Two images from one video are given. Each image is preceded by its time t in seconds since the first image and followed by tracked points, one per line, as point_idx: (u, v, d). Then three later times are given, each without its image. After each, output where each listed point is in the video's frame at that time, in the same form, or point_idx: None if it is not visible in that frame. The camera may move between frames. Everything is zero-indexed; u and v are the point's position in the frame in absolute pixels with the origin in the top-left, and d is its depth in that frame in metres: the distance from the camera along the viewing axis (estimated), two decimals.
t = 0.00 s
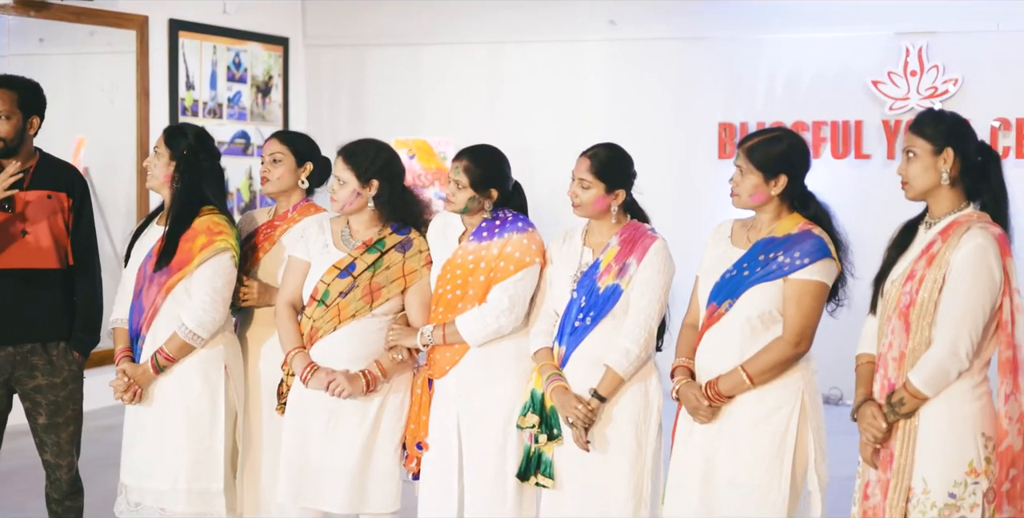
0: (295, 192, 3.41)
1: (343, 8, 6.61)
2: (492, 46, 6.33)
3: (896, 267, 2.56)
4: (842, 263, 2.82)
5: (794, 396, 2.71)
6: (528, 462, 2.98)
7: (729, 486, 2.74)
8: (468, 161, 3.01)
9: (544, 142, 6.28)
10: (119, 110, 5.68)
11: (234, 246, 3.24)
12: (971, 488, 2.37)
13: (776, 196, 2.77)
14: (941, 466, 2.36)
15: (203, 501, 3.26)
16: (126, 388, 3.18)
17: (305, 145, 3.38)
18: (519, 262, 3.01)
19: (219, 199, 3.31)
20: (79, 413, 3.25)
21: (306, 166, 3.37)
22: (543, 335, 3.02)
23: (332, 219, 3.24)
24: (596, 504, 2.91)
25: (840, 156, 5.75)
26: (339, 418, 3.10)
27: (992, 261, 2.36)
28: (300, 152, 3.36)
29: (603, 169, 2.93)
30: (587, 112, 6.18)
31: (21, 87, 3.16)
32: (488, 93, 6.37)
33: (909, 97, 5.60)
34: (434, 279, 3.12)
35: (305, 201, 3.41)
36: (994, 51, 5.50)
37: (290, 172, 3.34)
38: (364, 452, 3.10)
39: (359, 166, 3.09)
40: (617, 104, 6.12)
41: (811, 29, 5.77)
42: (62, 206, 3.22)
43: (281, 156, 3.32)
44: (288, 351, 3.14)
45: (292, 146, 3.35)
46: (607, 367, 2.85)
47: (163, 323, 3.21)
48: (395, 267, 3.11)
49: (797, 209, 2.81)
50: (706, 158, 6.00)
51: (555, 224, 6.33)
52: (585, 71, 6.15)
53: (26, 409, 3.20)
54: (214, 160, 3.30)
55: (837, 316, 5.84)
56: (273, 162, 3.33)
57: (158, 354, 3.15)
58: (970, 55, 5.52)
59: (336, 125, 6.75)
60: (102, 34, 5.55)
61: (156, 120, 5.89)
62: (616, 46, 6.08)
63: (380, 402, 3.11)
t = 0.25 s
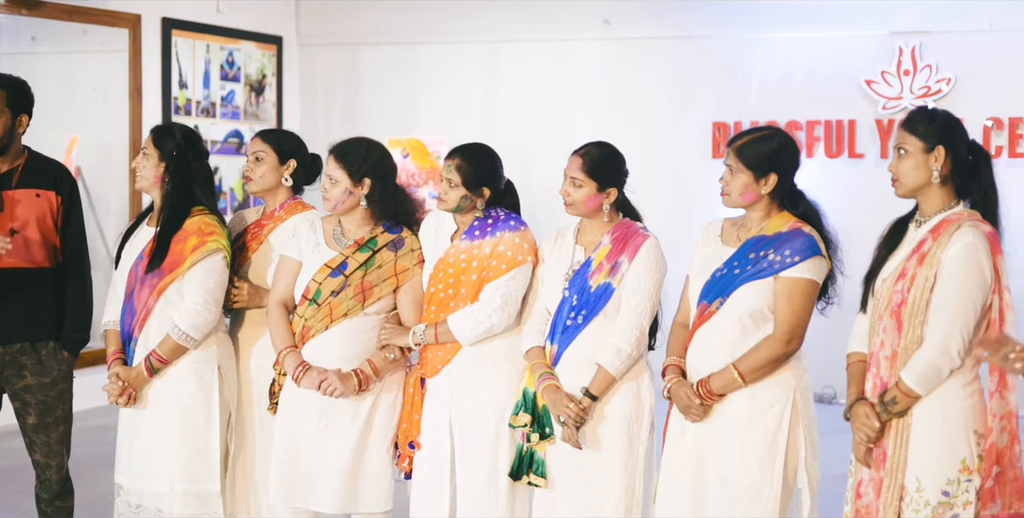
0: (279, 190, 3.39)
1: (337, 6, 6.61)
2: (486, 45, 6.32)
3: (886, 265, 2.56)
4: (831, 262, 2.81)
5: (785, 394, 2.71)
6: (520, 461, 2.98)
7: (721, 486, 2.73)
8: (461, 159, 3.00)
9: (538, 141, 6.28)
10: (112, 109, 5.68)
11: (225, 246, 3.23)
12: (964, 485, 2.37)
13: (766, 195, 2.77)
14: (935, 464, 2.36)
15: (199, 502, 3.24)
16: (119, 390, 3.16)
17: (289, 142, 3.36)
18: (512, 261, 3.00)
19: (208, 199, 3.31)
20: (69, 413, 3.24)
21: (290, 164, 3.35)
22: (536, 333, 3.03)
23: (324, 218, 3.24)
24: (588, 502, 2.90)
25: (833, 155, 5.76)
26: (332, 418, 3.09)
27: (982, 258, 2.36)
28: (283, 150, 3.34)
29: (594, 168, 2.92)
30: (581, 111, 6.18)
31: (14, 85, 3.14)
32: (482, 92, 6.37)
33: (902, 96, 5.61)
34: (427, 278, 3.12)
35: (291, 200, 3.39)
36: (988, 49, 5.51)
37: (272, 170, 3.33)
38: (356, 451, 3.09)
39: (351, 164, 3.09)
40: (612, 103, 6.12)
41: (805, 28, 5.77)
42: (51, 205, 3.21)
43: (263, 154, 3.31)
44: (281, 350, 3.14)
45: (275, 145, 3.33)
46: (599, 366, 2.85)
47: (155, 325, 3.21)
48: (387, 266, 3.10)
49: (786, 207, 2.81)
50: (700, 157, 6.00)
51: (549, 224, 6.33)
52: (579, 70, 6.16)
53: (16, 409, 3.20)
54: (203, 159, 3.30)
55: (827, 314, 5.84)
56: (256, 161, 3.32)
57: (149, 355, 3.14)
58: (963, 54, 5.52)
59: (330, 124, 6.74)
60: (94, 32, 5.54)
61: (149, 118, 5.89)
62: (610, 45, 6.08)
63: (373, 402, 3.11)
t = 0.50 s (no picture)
0: (261, 189, 3.37)
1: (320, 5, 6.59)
2: (470, 45, 6.32)
3: (867, 265, 2.56)
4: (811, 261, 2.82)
5: (768, 393, 2.71)
6: (503, 462, 2.97)
7: (704, 485, 2.73)
8: (443, 159, 2.99)
9: (521, 142, 6.27)
10: (93, 108, 5.65)
11: (207, 245, 3.20)
12: (944, 483, 2.37)
13: (748, 194, 2.77)
14: (915, 463, 2.36)
15: (176, 503, 3.23)
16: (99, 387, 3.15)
17: (267, 141, 3.35)
18: (494, 261, 3.00)
19: (190, 197, 3.29)
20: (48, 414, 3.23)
21: (270, 163, 3.34)
22: (518, 333, 3.01)
23: (306, 218, 3.23)
24: (571, 503, 2.89)
25: (815, 155, 5.79)
26: (312, 418, 3.08)
27: (962, 257, 2.36)
28: (261, 149, 3.32)
29: (576, 167, 2.92)
30: (564, 111, 6.18)
31: None
32: (465, 92, 6.36)
33: (884, 96, 5.64)
34: (410, 278, 3.10)
35: (272, 199, 3.37)
36: (969, 51, 5.54)
37: (252, 170, 3.31)
38: (337, 452, 3.08)
39: (333, 163, 3.08)
40: (595, 103, 6.12)
41: (788, 28, 5.78)
42: (30, 204, 3.18)
43: (243, 155, 3.29)
44: (262, 350, 3.13)
45: (255, 145, 3.31)
46: (581, 366, 2.84)
47: (137, 325, 3.20)
48: (369, 266, 3.10)
49: (767, 206, 2.81)
50: (682, 157, 6.02)
51: (532, 224, 6.33)
52: (562, 70, 6.16)
53: None
54: (184, 158, 3.29)
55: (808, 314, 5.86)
56: (235, 161, 3.30)
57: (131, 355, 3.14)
58: (945, 56, 5.56)
59: (313, 125, 6.72)
60: (74, 31, 5.50)
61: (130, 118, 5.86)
62: (593, 45, 6.08)
63: (354, 402, 3.10)
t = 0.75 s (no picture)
0: (222, 191, 3.35)
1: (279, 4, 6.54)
2: (430, 44, 6.30)
3: (826, 266, 2.58)
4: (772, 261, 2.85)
5: (731, 394, 2.73)
6: (466, 463, 2.97)
7: (667, 485, 2.74)
8: (405, 160, 2.99)
9: (481, 142, 6.27)
10: (49, 107, 5.54)
11: (169, 248, 3.18)
12: (906, 481, 2.41)
13: (710, 195, 2.79)
14: (877, 462, 2.39)
15: (141, 504, 3.21)
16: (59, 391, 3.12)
17: (227, 141, 3.33)
18: (457, 262, 2.99)
19: (150, 200, 3.28)
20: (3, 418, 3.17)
21: (231, 163, 3.32)
22: (480, 334, 3.00)
23: (267, 219, 3.21)
24: (535, 503, 2.89)
25: (775, 156, 5.86)
26: (274, 420, 3.06)
27: (923, 257, 2.41)
28: (221, 149, 3.30)
29: (539, 168, 2.92)
30: (524, 112, 6.19)
31: None
32: (426, 92, 6.35)
33: (842, 97, 5.71)
34: (372, 279, 3.09)
35: (234, 199, 3.36)
36: (924, 53, 5.61)
37: (213, 171, 3.29)
38: (299, 454, 3.07)
39: (295, 164, 3.06)
40: (555, 104, 6.14)
41: (747, 29, 5.83)
42: None
43: (203, 155, 3.27)
44: (223, 352, 3.10)
45: (214, 145, 3.29)
46: (544, 368, 2.84)
47: (97, 328, 3.16)
48: (331, 267, 3.08)
49: (728, 208, 2.83)
50: (644, 158, 6.05)
51: (494, 225, 6.33)
52: (523, 71, 6.17)
53: None
54: (143, 161, 3.27)
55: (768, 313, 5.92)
56: (196, 162, 3.27)
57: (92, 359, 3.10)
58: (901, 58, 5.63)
59: (272, 125, 6.68)
60: (31, 29, 5.36)
61: (86, 118, 5.79)
62: (554, 45, 6.10)
63: (316, 404, 3.09)
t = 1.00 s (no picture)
0: (189, 196, 3.34)
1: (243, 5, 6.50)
2: (396, 46, 6.29)
3: (795, 270, 2.60)
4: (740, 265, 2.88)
5: (697, 398, 2.76)
6: (432, 467, 2.99)
7: (636, 488, 2.76)
8: (370, 165, 2.98)
9: (447, 145, 6.28)
10: (14, 108, 5.42)
11: (136, 248, 3.21)
12: (878, 484, 2.44)
13: (677, 199, 2.81)
14: (851, 465, 2.42)
15: (112, 505, 3.21)
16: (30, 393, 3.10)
17: (195, 145, 3.31)
18: (424, 266, 3.00)
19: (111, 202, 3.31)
20: None
21: (198, 168, 3.31)
22: (448, 339, 3.01)
23: (234, 224, 3.18)
24: (503, 506, 2.90)
25: (739, 158, 5.90)
26: (241, 425, 3.05)
27: (894, 260, 2.44)
28: (189, 154, 3.29)
29: (506, 172, 2.92)
30: (490, 114, 6.21)
31: None
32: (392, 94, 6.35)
33: (807, 99, 5.76)
34: (339, 283, 3.09)
35: (200, 204, 3.35)
36: (886, 55, 5.68)
37: (181, 176, 3.28)
38: (267, 458, 3.07)
39: (262, 168, 3.05)
40: (519, 107, 6.16)
41: (713, 32, 5.86)
42: None
43: (170, 160, 3.25)
44: (190, 357, 3.09)
45: (181, 149, 3.27)
46: (510, 371, 2.85)
47: (66, 329, 3.16)
48: (298, 271, 3.08)
49: (695, 212, 2.84)
50: (609, 160, 6.08)
51: (461, 228, 6.34)
52: (489, 73, 6.18)
53: None
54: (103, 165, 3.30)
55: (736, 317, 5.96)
56: (163, 167, 3.25)
57: (62, 359, 3.10)
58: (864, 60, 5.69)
59: (237, 127, 6.64)
60: None
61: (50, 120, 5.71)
62: (518, 47, 6.11)
63: (284, 409, 3.09)
